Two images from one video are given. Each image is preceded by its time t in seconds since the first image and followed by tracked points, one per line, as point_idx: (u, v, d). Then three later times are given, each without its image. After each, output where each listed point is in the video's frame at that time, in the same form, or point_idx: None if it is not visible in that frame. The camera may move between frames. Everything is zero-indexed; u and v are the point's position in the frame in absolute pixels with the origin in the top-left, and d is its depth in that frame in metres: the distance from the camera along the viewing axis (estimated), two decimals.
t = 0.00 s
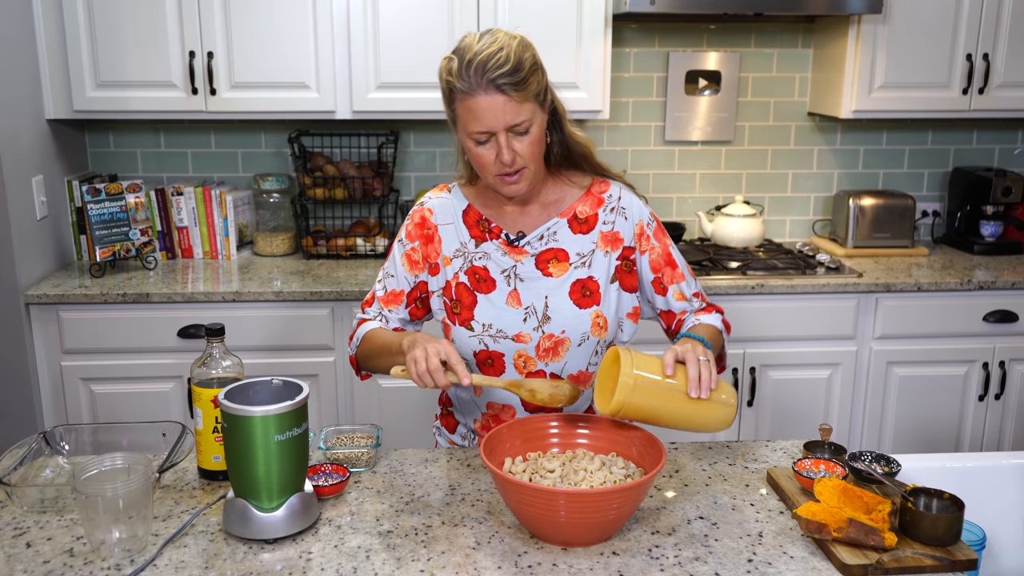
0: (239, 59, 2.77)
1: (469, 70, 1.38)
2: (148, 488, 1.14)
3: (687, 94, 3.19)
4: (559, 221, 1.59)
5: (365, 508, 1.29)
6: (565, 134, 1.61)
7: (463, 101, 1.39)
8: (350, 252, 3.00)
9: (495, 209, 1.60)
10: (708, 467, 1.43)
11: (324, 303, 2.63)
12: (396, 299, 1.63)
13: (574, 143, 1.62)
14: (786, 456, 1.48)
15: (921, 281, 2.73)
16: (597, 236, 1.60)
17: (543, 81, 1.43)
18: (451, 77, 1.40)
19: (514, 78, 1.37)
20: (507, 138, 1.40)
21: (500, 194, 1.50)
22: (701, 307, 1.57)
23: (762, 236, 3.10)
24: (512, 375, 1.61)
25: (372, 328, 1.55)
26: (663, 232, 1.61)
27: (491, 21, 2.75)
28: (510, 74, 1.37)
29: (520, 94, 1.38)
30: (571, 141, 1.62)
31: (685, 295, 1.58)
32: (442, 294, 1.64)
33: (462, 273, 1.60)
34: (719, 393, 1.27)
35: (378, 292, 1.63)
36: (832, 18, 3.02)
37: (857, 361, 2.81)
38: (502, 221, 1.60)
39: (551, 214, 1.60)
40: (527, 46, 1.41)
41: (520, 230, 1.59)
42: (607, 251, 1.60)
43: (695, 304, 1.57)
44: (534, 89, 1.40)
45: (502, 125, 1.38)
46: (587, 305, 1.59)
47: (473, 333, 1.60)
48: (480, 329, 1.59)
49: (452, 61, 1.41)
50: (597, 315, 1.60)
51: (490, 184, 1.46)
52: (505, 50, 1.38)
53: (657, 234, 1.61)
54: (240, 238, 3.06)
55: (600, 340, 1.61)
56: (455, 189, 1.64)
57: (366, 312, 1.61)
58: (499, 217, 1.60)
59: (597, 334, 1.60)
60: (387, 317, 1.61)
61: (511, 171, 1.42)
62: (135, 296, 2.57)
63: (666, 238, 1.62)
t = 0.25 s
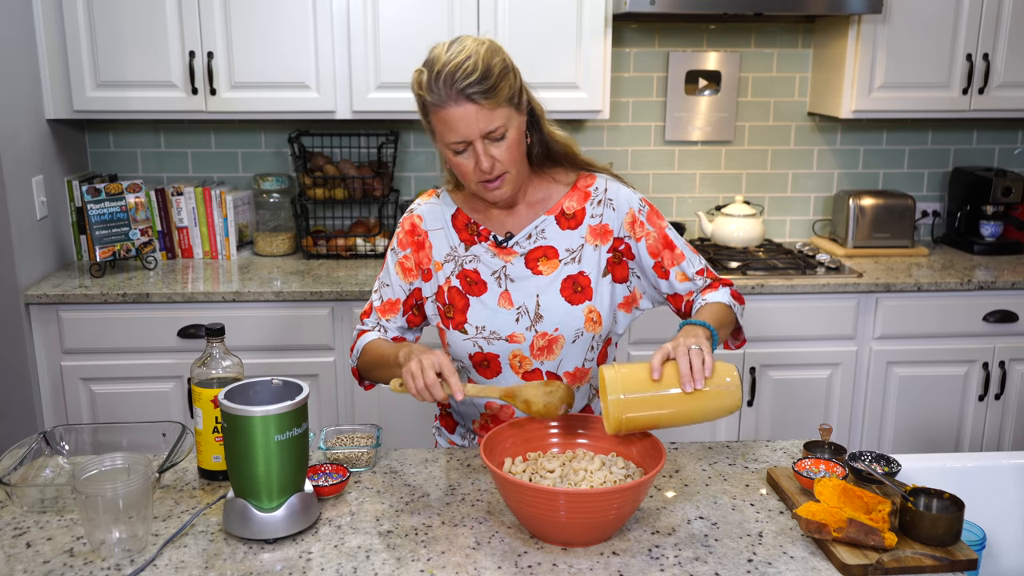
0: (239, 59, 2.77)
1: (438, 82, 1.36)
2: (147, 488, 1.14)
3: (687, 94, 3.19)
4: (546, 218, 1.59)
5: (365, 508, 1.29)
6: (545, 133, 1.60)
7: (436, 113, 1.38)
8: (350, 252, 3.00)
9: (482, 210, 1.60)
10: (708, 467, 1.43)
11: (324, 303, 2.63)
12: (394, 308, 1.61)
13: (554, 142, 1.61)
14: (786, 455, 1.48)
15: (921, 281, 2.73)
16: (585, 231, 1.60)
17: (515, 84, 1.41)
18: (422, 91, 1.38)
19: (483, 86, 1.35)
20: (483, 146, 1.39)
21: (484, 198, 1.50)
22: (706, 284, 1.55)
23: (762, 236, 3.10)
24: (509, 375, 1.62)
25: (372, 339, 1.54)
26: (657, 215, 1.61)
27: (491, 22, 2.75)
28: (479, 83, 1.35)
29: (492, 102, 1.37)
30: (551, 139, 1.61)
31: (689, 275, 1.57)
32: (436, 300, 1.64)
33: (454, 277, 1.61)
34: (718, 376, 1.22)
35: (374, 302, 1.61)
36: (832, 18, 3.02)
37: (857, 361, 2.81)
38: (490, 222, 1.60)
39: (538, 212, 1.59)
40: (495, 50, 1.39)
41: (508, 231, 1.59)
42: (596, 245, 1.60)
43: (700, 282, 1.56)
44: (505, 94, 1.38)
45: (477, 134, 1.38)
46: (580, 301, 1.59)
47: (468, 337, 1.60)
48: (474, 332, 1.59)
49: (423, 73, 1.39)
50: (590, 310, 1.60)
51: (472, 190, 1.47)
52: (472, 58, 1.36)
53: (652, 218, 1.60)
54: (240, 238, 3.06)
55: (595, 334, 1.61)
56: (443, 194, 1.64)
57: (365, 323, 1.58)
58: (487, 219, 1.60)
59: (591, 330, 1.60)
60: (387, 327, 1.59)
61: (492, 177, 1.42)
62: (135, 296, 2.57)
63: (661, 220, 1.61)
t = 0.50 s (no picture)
0: (239, 60, 2.77)
1: (417, 94, 1.35)
2: (147, 488, 1.14)
3: (687, 94, 3.19)
4: (538, 218, 1.58)
5: (365, 508, 1.29)
6: (532, 133, 1.61)
7: (417, 125, 1.38)
8: (350, 252, 3.00)
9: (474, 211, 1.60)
10: (708, 467, 1.43)
11: (324, 303, 2.63)
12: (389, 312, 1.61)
13: (541, 143, 1.61)
14: (786, 455, 1.48)
15: (921, 281, 2.73)
16: (578, 229, 1.59)
17: (495, 89, 1.39)
18: (401, 104, 1.38)
19: (461, 96, 1.34)
20: (466, 154, 1.39)
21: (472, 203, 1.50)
22: (704, 275, 1.53)
23: (762, 236, 3.10)
24: (507, 376, 1.62)
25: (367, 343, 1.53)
26: (650, 208, 1.59)
27: (491, 22, 2.75)
28: (457, 93, 1.34)
29: (471, 111, 1.36)
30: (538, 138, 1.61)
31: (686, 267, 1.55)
32: (432, 302, 1.64)
33: (448, 280, 1.61)
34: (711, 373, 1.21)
35: (369, 306, 1.61)
36: (832, 18, 3.02)
37: (857, 361, 2.81)
38: (482, 224, 1.59)
39: (529, 212, 1.59)
40: (472, 57, 1.38)
41: (500, 232, 1.59)
42: (589, 243, 1.60)
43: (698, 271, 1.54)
44: (485, 101, 1.37)
45: (459, 143, 1.37)
46: (574, 300, 1.59)
47: (464, 339, 1.61)
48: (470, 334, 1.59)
49: (401, 85, 1.38)
50: (585, 309, 1.59)
51: (460, 196, 1.47)
52: (448, 68, 1.35)
53: (646, 211, 1.59)
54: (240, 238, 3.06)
55: (591, 333, 1.61)
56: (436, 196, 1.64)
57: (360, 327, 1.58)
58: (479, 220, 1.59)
59: (587, 328, 1.60)
60: (382, 330, 1.60)
61: (477, 184, 1.42)
62: (135, 296, 2.57)
63: (655, 213, 1.59)
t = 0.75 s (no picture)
0: (239, 59, 2.77)
1: (406, 101, 1.35)
2: (147, 488, 1.14)
3: (687, 94, 3.19)
4: (533, 218, 1.58)
5: (365, 508, 1.29)
6: (524, 134, 1.61)
7: (408, 132, 1.38)
8: (351, 252, 3.00)
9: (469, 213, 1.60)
10: (708, 467, 1.43)
11: (324, 303, 2.63)
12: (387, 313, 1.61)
13: (535, 143, 1.61)
14: (786, 455, 1.48)
15: (921, 281, 2.73)
16: (573, 228, 1.60)
17: (485, 94, 1.39)
18: (391, 112, 1.38)
19: (451, 102, 1.34)
20: (458, 160, 1.39)
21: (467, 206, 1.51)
22: (701, 269, 1.54)
23: (762, 236, 3.10)
24: (505, 377, 1.62)
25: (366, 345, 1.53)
26: (645, 204, 1.60)
27: (491, 22, 2.75)
28: (446, 100, 1.34)
29: (460, 116, 1.35)
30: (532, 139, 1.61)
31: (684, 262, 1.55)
32: (428, 303, 1.64)
33: (445, 281, 1.61)
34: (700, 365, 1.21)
35: (367, 308, 1.61)
36: (832, 18, 3.02)
37: (857, 361, 2.81)
38: (478, 226, 1.59)
39: (525, 213, 1.59)
40: (461, 62, 1.37)
41: (496, 233, 1.59)
42: (585, 242, 1.60)
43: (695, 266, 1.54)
44: (474, 106, 1.37)
45: (450, 149, 1.38)
46: (571, 300, 1.59)
47: (461, 341, 1.61)
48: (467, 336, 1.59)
49: (391, 92, 1.38)
50: (582, 309, 1.59)
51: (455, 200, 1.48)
52: (437, 74, 1.34)
53: (641, 207, 1.59)
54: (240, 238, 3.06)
55: (588, 333, 1.61)
56: (432, 198, 1.64)
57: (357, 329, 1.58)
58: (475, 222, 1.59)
59: (584, 328, 1.60)
60: (379, 332, 1.59)
61: (471, 189, 1.43)
62: (135, 296, 2.57)
63: (651, 208, 1.59)
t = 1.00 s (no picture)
0: (239, 59, 2.77)
1: (398, 104, 1.35)
2: (147, 488, 1.14)
3: (687, 94, 3.19)
4: (531, 219, 1.59)
5: (365, 508, 1.29)
6: (520, 134, 1.60)
7: (402, 135, 1.38)
8: (351, 252, 3.00)
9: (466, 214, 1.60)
10: (708, 467, 1.43)
11: (324, 303, 2.63)
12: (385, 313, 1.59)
13: (531, 143, 1.61)
14: (786, 455, 1.48)
15: (921, 281, 2.73)
16: (571, 228, 1.60)
17: (478, 95, 1.39)
18: (384, 115, 1.38)
19: (443, 104, 1.34)
20: (452, 161, 1.39)
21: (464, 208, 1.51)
22: (699, 267, 1.54)
23: (762, 236, 3.09)
24: (505, 378, 1.63)
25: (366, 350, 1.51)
26: (642, 202, 1.59)
27: (491, 22, 2.75)
28: (438, 102, 1.34)
29: (453, 118, 1.35)
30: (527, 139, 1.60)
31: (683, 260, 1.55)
32: (427, 303, 1.64)
33: (444, 282, 1.61)
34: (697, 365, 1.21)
35: (364, 308, 1.59)
36: (832, 18, 3.02)
37: (857, 361, 2.81)
38: (476, 226, 1.59)
39: (522, 214, 1.59)
40: (452, 63, 1.37)
41: (494, 234, 1.59)
42: (583, 242, 1.60)
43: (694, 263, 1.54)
44: (467, 107, 1.36)
45: (444, 151, 1.38)
46: (570, 300, 1.59)
47: (461, 342, 1.61)
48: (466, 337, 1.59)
49: (384, 94, 1.38)
50: (581, 309, 1.59)
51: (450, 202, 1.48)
52: (428, 77, 1.34)
53: (639, 205, 1.59)
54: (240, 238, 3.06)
55: (587, 333, 1.61)
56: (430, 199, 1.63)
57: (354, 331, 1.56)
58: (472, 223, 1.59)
59: (583, 328, 1.60)
60: (378, 333, 1.57)
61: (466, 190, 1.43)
62: (135, 296, 2.57)
63: (648, 207, 1.59)
